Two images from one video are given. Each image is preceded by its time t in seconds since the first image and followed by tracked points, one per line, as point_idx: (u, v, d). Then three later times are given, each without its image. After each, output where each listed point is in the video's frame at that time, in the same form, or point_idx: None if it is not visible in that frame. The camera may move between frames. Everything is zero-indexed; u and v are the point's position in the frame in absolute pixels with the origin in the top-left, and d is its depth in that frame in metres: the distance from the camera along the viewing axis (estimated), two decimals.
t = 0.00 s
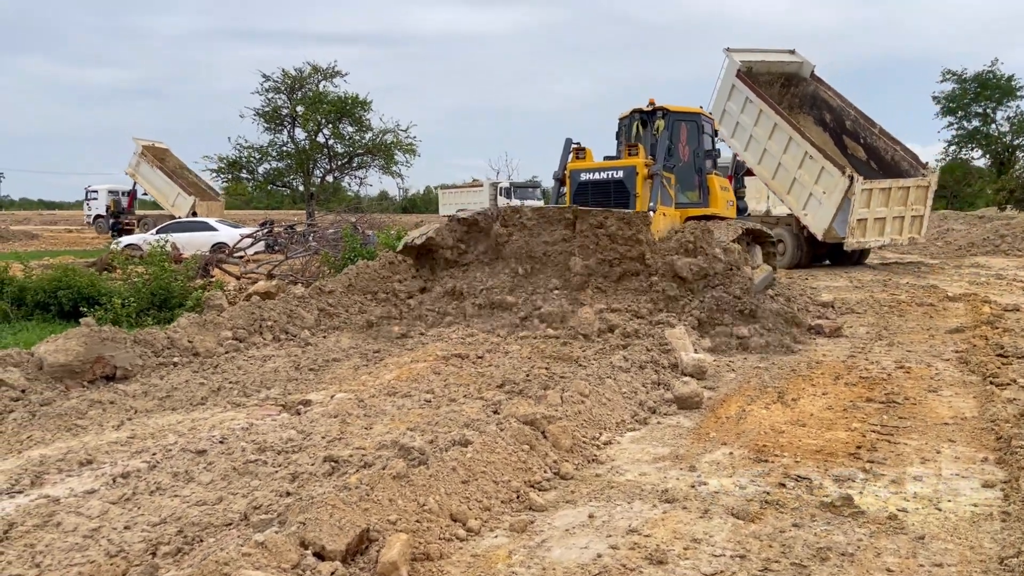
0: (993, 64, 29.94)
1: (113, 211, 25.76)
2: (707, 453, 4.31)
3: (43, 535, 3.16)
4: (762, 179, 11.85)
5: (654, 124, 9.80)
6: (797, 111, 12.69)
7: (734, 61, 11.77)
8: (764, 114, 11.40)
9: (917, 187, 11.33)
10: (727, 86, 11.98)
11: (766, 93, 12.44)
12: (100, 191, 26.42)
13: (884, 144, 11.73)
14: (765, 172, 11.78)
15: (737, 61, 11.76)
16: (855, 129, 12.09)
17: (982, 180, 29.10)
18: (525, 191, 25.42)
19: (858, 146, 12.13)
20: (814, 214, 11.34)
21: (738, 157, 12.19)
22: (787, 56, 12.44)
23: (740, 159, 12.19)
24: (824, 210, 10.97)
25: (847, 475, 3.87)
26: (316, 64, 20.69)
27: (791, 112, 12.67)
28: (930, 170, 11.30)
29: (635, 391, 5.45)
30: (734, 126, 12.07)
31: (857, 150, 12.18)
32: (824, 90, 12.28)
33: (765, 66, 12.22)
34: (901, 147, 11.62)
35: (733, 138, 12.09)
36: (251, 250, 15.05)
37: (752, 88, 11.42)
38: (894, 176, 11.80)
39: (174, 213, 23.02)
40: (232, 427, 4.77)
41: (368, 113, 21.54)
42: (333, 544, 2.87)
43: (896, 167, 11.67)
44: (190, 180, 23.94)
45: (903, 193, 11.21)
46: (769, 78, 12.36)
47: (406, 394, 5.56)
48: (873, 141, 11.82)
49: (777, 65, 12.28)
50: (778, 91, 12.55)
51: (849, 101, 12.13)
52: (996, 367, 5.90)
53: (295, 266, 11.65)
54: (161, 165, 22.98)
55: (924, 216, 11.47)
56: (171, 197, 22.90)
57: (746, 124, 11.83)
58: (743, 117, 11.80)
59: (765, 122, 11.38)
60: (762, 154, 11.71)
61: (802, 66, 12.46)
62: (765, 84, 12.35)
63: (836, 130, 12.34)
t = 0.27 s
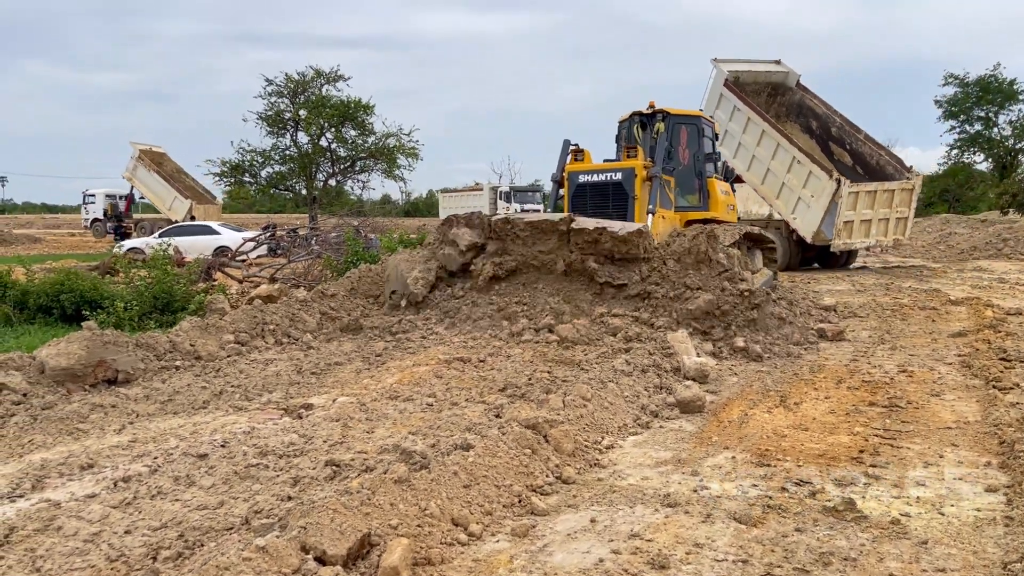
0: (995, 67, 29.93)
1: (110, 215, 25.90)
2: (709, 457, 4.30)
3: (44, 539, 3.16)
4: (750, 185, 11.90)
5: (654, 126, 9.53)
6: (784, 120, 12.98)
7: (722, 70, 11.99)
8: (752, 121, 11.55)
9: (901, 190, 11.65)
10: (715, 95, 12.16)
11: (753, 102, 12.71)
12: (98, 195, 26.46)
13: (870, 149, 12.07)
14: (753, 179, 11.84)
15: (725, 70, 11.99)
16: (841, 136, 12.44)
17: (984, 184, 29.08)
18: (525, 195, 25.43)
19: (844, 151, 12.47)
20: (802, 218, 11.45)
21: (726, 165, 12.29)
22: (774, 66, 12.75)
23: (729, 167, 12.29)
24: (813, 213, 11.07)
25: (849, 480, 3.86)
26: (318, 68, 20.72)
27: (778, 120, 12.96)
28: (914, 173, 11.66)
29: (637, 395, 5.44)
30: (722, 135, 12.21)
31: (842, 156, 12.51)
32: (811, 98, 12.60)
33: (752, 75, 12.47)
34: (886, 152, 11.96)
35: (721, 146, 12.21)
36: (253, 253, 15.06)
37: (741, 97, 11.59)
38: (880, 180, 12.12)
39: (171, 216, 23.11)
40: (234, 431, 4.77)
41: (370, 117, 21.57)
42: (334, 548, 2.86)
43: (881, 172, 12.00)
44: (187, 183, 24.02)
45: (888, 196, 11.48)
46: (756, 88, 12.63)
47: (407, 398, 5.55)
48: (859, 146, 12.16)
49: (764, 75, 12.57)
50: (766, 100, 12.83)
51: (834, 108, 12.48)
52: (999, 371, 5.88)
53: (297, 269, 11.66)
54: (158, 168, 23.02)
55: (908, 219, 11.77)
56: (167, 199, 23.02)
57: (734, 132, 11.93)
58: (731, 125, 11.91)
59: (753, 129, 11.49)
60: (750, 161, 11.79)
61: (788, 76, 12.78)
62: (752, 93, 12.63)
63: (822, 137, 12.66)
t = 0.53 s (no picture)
0: (994, 71, 29.98)
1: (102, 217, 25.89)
2: (709, 461, 4.29)
3: (42, 543, 3.14)
4: (735, 191, 12.02)
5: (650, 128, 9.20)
6: (769, 128, 13.12)
7: (707, 79, 12.06)
8: (738, 128, 11.64)
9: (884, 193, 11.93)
10: (701, 103, 12.24)
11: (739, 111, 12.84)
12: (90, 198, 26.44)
13: (853, 155, 12.26)
14: (738, 184, 11.96)
15: (711, 79, 12.07)
16: (825, 142, 12.61)
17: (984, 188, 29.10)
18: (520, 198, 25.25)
19: (829, 158, 12.67)
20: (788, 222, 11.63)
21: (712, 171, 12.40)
22: (759, 75, 12.84)
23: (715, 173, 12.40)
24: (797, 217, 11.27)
25: (849, 483, 3.85)
26: (317, 71, 20.72)
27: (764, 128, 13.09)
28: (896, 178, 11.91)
29: (637, 398, 5.43)
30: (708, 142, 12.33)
31: (827, 161, 12.69)
32: (795, 106, 12.73)
33: (737, 84, 12.58)
34: (869, 157, 12.15)
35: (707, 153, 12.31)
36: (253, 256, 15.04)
37: (727, 105, 11.65)
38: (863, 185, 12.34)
39: (163, 219, 23.19)
40: (232, 434, 4.76)
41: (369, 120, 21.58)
42: (333, 551, 2.85)
43: (865, 177, 12.20)
44: (179, 186, 24.03)
45: (871, 199, 11.76)
46: (741, 96, 12.76)
47: (406, 401, 5.54)
48: (843, 153, 12.35)
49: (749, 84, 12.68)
50: (751, 109, 12.96)
51: (818, 116, 12.63)
52: (999, 375, 5.88)
53: (296, 272, 11.65)
54: (149, 171, 23.02)
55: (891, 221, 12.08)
56: (158, 203, 23.09)
57: (719, 139, 12.01)
58: (716, 132, 12.01)
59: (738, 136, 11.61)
60: (736, 166, 11.90)
61: (773, 84, 12.89)
62: (737, 101, 12.75)
63: (807, 143, 12.82)
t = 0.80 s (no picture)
0: (991, 75, 30.06)
1: (92, 219, 25.85)
2: (707, 463, 4.29)
3: (39, 545, 3.14)
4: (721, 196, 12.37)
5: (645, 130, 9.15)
6: (753, 135, 13.46)
7: (692, 88, 12.36)
8: (722, 135, 11.99)
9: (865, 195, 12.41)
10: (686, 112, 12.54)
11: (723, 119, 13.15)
12: (81, 200, 26.35)
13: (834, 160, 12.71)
14: (723, 189, 12.32)
15: (695, 88, 12.37)
16: (807, 148, 13.01)
17: (980, 191, 29.18)
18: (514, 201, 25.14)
19: (810, 163, 13.08)
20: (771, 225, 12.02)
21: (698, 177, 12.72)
22: (742, 84, 13.15)
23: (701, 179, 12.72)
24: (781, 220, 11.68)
25: (847, 486, 3.85)
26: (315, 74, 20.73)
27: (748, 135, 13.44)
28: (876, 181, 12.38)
29: (635, 401, 5.43)
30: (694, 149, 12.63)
31: (809, 167, 13.16)
32: (778, 114, 13.09)
33: (721, 93, 12.90)
34: (848, 162, 12.61)
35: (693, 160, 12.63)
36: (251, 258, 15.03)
37: (711, 113, 11.96)
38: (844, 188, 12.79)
39: (154, 222, 23.23)
40: (230, 436, 4.75)
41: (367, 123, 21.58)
42: (331, 554, 2.85)
43: (846, 181, 12.65)
44: (171, 189, 24.05)
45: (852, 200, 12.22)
46: (726, 105, 13.07)
47: (404, 403, 5.54)
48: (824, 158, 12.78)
49: (733, 93, 12.99)
50: (735, 117, 13.29)
51: (800, 123, 13.01)
52: (996, 377, 5.89)
53: (294, 274, 11.65)
54: (141, 174, 23.04)
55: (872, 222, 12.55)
56: (149, 206, 23.11)
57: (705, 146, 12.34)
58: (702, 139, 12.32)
59: (723, 142, 11.95)
60: (721, 172, 12.25)
61: (756, 93, 13.22)
62: (722, 110, 13.06)
63: (790, 150, 13.21)
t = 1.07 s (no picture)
0: (987, 77, 30.14)
1: (84, 220, 25.81)
2: (704, 465, 4.30)
3: (36, 547, 3.13)
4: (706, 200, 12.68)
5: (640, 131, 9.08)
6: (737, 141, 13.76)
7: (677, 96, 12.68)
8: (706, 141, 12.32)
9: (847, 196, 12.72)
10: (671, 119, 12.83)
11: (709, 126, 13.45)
12: (73, 201, 26.30)
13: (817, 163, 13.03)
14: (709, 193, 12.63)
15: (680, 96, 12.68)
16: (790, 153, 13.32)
17: (977, 193, 29.26)
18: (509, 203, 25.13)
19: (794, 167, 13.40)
20: (755, 227, 12.29)
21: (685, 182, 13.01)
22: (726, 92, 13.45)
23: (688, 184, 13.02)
24: (764, 221, 12.00)
25: (844, 487, 3.86)
26: (313, 75, 20.73)
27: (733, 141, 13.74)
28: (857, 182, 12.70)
29: (632, 402, 5.44)
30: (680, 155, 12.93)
31: (792, 171, 13.47)
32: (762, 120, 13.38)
33: (706, 100, 13.20)
34: (830, 164, 12.95)
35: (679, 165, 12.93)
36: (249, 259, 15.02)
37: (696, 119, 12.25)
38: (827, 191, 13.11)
39: (144, 224, 23.16)
40: (228, 438, 4.74)
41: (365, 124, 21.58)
42: (328, 555, 2.85)
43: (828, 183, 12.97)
44: (162, 190, 24.02)
45: (835, 200, 12.54)
46: (710, 112, 13.36)
47: (402, 405, 5.54)
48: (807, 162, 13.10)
49: (717, 100, 13.30)
50: (720, 124, 13.59)
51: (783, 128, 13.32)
52: (993, 379, 5.91)
53: (292, 276, 11.65)
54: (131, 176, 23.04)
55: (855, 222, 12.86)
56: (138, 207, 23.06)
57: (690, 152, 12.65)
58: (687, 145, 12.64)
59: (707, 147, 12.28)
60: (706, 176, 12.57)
61: (739, 100, 13.51)
62: (707, 117, 13.36)
63: (774, 155, 13.52)
